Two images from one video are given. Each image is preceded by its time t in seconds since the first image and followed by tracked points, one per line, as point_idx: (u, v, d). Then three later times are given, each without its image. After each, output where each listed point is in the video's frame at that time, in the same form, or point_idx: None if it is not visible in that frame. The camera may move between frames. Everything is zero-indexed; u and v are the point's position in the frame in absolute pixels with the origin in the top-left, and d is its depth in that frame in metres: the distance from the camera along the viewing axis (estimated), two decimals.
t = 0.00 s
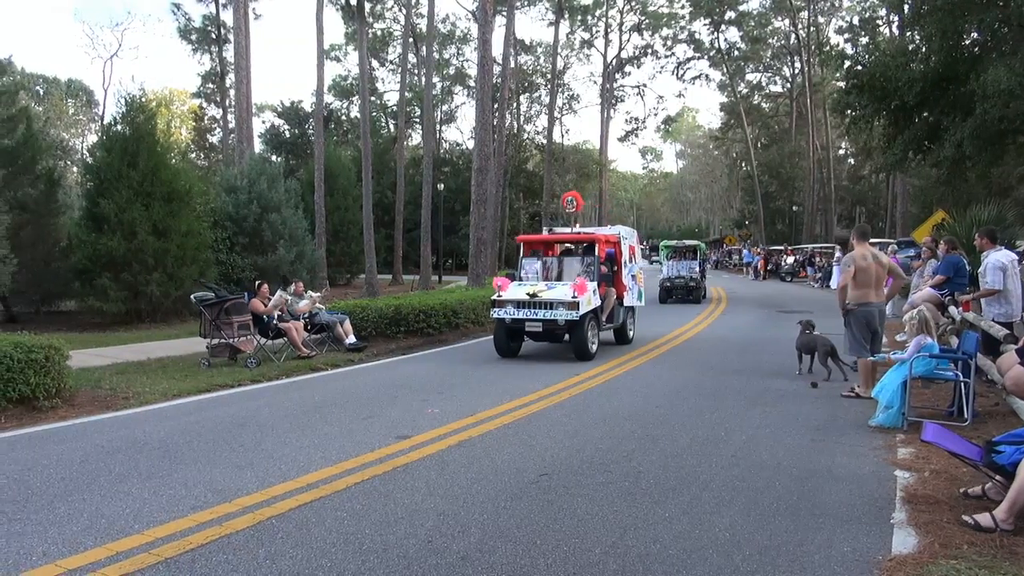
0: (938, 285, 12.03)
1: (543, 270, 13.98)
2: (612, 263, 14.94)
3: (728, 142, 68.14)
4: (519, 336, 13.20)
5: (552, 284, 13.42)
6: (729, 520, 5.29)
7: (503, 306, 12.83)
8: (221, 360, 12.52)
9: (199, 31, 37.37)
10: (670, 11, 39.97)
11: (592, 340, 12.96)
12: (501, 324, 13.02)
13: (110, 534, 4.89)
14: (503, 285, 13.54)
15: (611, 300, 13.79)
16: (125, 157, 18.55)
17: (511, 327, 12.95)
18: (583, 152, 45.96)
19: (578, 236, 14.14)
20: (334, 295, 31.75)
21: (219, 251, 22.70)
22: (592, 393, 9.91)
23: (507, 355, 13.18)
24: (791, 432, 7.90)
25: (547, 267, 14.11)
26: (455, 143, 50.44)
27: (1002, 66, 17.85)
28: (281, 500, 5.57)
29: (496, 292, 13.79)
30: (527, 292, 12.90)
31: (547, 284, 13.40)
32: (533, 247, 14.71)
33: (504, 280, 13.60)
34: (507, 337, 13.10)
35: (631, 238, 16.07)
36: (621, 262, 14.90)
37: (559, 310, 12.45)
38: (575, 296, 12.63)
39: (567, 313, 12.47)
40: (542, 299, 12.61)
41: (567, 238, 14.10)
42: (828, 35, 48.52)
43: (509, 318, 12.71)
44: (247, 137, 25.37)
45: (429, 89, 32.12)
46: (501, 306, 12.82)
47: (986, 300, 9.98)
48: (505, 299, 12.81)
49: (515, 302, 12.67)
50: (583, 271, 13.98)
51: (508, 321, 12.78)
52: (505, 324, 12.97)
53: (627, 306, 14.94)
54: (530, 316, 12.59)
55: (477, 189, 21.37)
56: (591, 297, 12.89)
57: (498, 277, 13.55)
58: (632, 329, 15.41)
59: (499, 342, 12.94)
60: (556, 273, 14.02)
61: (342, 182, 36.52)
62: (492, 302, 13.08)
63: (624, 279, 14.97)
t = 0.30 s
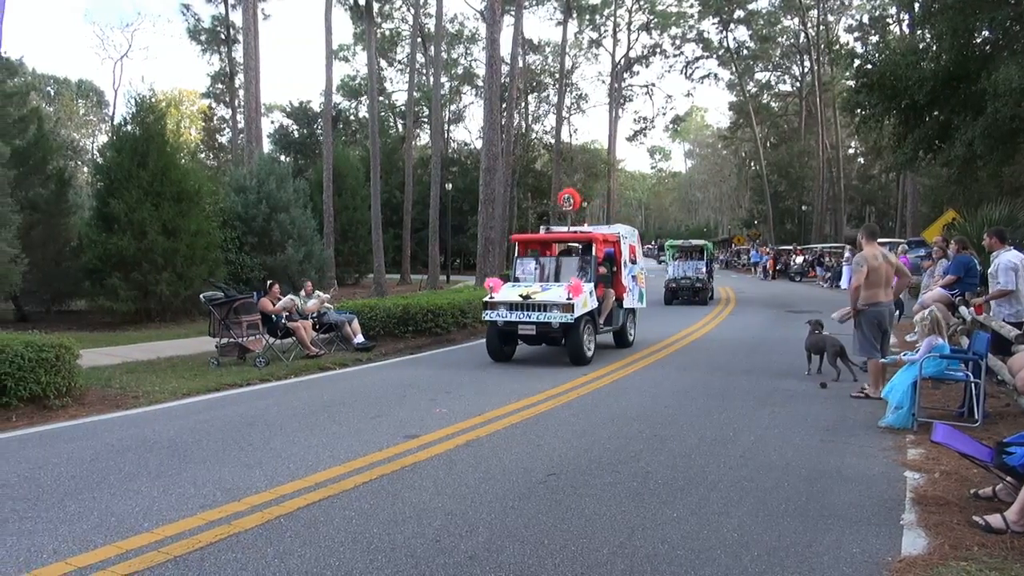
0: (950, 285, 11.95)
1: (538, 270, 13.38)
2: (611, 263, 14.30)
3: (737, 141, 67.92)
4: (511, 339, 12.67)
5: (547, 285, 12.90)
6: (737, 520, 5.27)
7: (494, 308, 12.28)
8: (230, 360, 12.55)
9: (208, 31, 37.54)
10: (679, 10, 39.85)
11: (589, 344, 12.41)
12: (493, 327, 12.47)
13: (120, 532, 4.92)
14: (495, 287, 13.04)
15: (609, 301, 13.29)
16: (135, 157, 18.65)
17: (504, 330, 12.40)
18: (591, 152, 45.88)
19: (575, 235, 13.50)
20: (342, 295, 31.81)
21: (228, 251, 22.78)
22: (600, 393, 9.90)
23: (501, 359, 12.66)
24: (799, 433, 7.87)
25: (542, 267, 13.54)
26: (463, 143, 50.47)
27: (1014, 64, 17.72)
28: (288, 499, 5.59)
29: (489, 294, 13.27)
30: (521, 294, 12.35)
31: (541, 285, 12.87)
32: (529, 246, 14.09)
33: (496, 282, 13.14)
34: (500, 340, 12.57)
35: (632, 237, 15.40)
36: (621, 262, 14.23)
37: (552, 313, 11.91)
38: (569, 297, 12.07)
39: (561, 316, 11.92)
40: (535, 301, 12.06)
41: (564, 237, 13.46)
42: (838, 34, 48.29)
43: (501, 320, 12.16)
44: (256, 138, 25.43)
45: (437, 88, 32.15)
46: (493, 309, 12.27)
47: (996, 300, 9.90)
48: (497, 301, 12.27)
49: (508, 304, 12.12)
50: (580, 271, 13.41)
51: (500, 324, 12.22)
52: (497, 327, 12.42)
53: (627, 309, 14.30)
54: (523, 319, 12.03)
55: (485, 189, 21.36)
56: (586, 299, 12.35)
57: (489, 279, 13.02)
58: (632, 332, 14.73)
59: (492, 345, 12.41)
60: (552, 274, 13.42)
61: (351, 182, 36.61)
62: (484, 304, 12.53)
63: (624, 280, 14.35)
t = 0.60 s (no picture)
0: (959, 284, 11.88)
1: (531, 269, 12.79)
2: (608, 262, 13.70)
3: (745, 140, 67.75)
4: (503, 342, 12.10)
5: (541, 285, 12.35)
6: (746, 520, 5.25)
7: (485, 310, 11.67)
8: (239, 360, 12.58)
9: (217, 32, 37.68)
10: (686, 9, 39.78)
11: (582, 348, 11.85)
12: (484, 330, 11.90)
13: (130, 531, 4.94)
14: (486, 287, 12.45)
15: (606, 303, 12.81)
16: (144, 158, 18.74)
17: (495, 333, 11.82)
18: (599, 151, 45.83)
19: (570, 234, 12.89)
20: (350, 294, 31.88)
21: (236, 251, 22.86)
22: (608, 393, 9.88)
23: (492, 362, 12.14)
24: (808, 433, 7.83)
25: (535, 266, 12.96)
26: (471, 142, 50.50)
27: None
28: (296, 499, 5.59)
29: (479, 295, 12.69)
30: (512, 295, 11.75)
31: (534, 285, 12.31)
32: (522, 245, 13.50)
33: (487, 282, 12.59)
34: (491, 343, 12.01)
35: (632, 236, 14.76)
36: (619, 261, 13.65)
37: (545, 315, 11.32)
38: (562, 298, 11.48)
39: (554, 319, 11.32)
40: (527, 303, 11.46)
41: (558, 235, 12.84)
42: (846, 32, 48.12)
43: (492, 323, 11.57)
44: (264, 138, 25.52)
45: (445, 89, 32.18)
46: (484, 311, 11.66)
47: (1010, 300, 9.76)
48: (488, 303, 11.66)
49: (499, 305, 11.52)
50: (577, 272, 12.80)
51: (491, 326, 11.63)
52: (487, 329, 11.84)
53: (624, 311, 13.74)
54: (515, 321, 11.44)
55: (492, 188, 21.36)
56: (581, 300, 11.79)
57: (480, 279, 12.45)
58: (630, 335, 14.19)
59: (483, 348, 11.85)
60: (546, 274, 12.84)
61: (359, 182, 36.71)
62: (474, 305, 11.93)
63: (622, 280, 13.76)
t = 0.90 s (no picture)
0: (969, 284, 11.82)
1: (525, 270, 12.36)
2: (605, 263, 13.22)
3: (753, 139, 67.55)
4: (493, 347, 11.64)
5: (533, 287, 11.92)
6: (754, 521, 5.24)
7: (474, 313, 11.25)
8: (247, 360, 12.61)
9: (224, 33, 37.78)
10: (694, 8, 39.66)
11: (575, 353, 11.35)
12: (473, 333, 11.46)
13: (139, 531, 4.96)
14: (474, 289, 11.95)
15: (601, 305, 12.26)
16: (153, 159, 18.83)
17: (485, 337, 11.38)
18: (606, 151, 45.75)
19: (563, 233, 12.38)
20: (357, 295, 31.95)
21: (245, 251, 22.94)
22: (616, 393, 9.85)
23: (482, 368, 11.62)
24: (817, 433, 7.79)
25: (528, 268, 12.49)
26: (477, 142, 50.50)
27: None
28: (305, 499, 5.61)
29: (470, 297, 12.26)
30: (502, 298, 11.34)
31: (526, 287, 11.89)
32: (515, 245, 13.03)
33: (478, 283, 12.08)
34: (481, 348, 11.54)
35: (631, 235, 14.26)
36: (616, 261, 13.14)
37: (536, 318, 10.88)
38: (554, 300, 11.04)
39: (545, 322, 10.88)
40: (517, 306, 11.04)
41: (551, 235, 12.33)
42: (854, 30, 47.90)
43: (481, 326, 11.14)
44: (272, 139, 25.58)
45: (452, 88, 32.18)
46: (472, 314, 11.23)
47: None
48: (477, 306, 11.24)
49: (488, 308, 11.10)
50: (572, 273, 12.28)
51: (480, 330, 11.19)
52: (477, 333, 11.40)
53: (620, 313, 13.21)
54: (504, 325, 11.01)
55: (499, 188, 21.33)
56: (573, 303, 11.35)
57: (469, 281, 12.03)
58: (629, 338, 13.69)
59: (472, 353, 11.40)
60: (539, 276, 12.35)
61: (366, 182, 36.78)
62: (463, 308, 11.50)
63: (619, 282, 13.27)
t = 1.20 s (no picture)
0: (978, 285, 11.79)
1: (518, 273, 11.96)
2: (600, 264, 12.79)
3: (761, 139, 67.40)
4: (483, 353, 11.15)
5: (523, 291, 11.46)
6: (762, 522, 5.23)
7: (461, 316, 10.82)
8: (255, 360, 12.64)
9: (233, 34, 37.94)
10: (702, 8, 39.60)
11: (567, 358, 10.83)
12: (460, 338, 11.00)
13: (148, 531, 4.97)
14: (462, 292, 11.48)
15: (595, 308, 11.90)
16: (162, 160, 18.92)
17: (473, 342, 10.90)
18: (613, 151, 45.70)
19: (554, 233, 11.94)
20: (365, 295, 32.00)
21: (253, 252, 23.02)
22: (623, 394, 9.81)
23: (470, 373, 11.11)
24: (826, 434, 7.77)
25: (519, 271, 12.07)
26: (485, 143, 50.56)
27: None
28: (312, 500, 5.61)
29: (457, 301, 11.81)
30: (490, 301, 10.89)
31: (516, 291, 11.43)
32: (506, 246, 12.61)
33: (466, 285, 11.60)
34: (470, 353, 11.08)
35: (627, 236, 13.84)
36: (611, 262, 12.73)
37: (524, 322, 10.40)
38: (543, 304, 10.55)
39: (534, 326, 10.39)
40: (505, 309, 10.58)
41: (543, 236, 11.91)
42: (863, 31, 47.73)
43: (467, 331, 10.69)
44: (280, 140, 25.67)
45: (460, 89, 32.22)
46: (459, 317, 10.79)
47: None
48: (464, 309, 10.80)
49: (475, 311, 10.65)
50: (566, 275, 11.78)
51: (467, 335, 10.74)
52: (465, 339, 10.94)
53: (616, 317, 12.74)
54: (491, 329, 10.55)
55: (506, 189, 21.37)
56: (564, 306, 10.86)
57: (457, 284, 11.56)
58: (627, 343, 13.21)
59: (459, 358, 10.94)
60: (530, 277, 11.93)
61: (374, 183, 36.88)
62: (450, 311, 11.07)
63: (614, 284, 12.86)
